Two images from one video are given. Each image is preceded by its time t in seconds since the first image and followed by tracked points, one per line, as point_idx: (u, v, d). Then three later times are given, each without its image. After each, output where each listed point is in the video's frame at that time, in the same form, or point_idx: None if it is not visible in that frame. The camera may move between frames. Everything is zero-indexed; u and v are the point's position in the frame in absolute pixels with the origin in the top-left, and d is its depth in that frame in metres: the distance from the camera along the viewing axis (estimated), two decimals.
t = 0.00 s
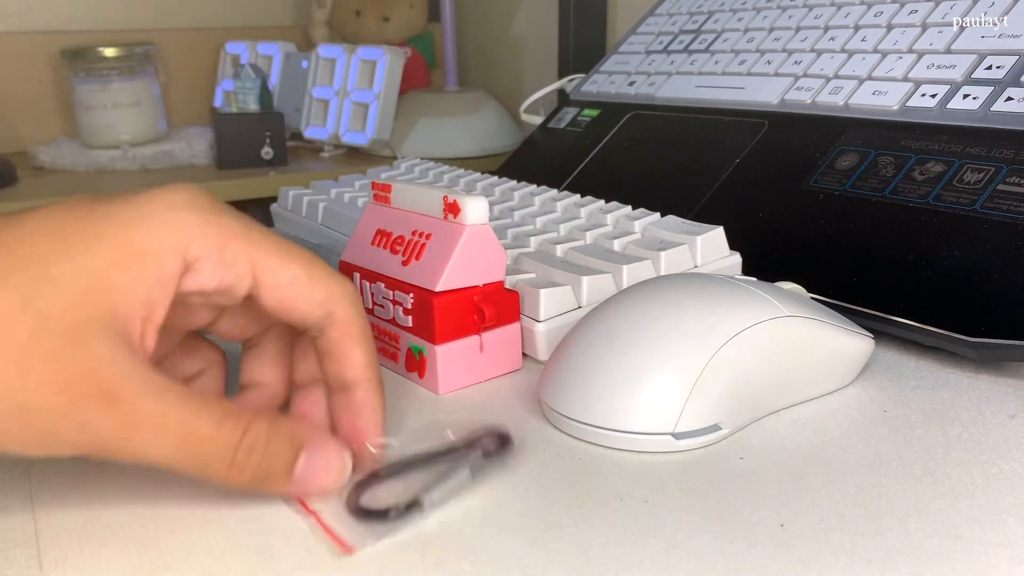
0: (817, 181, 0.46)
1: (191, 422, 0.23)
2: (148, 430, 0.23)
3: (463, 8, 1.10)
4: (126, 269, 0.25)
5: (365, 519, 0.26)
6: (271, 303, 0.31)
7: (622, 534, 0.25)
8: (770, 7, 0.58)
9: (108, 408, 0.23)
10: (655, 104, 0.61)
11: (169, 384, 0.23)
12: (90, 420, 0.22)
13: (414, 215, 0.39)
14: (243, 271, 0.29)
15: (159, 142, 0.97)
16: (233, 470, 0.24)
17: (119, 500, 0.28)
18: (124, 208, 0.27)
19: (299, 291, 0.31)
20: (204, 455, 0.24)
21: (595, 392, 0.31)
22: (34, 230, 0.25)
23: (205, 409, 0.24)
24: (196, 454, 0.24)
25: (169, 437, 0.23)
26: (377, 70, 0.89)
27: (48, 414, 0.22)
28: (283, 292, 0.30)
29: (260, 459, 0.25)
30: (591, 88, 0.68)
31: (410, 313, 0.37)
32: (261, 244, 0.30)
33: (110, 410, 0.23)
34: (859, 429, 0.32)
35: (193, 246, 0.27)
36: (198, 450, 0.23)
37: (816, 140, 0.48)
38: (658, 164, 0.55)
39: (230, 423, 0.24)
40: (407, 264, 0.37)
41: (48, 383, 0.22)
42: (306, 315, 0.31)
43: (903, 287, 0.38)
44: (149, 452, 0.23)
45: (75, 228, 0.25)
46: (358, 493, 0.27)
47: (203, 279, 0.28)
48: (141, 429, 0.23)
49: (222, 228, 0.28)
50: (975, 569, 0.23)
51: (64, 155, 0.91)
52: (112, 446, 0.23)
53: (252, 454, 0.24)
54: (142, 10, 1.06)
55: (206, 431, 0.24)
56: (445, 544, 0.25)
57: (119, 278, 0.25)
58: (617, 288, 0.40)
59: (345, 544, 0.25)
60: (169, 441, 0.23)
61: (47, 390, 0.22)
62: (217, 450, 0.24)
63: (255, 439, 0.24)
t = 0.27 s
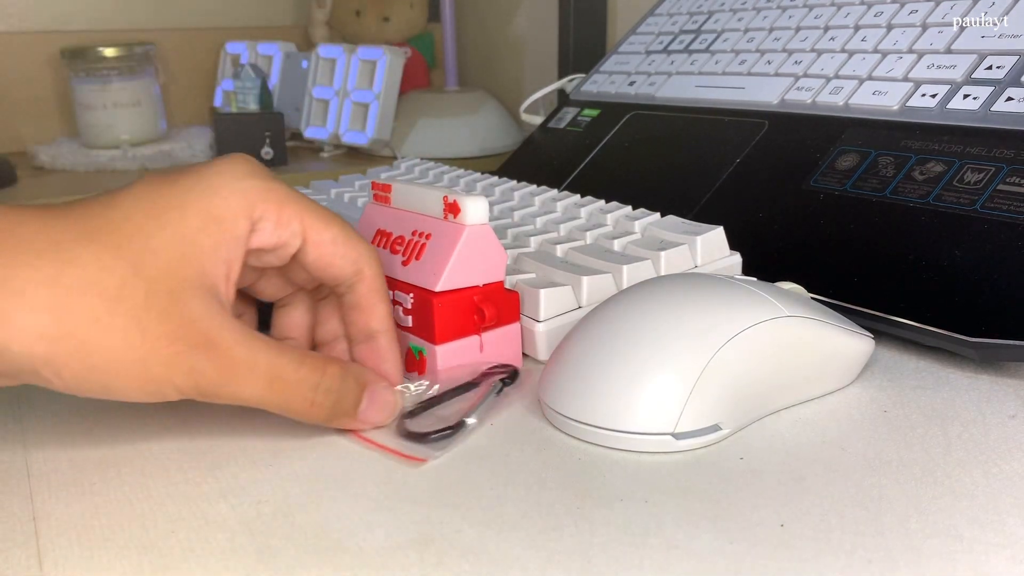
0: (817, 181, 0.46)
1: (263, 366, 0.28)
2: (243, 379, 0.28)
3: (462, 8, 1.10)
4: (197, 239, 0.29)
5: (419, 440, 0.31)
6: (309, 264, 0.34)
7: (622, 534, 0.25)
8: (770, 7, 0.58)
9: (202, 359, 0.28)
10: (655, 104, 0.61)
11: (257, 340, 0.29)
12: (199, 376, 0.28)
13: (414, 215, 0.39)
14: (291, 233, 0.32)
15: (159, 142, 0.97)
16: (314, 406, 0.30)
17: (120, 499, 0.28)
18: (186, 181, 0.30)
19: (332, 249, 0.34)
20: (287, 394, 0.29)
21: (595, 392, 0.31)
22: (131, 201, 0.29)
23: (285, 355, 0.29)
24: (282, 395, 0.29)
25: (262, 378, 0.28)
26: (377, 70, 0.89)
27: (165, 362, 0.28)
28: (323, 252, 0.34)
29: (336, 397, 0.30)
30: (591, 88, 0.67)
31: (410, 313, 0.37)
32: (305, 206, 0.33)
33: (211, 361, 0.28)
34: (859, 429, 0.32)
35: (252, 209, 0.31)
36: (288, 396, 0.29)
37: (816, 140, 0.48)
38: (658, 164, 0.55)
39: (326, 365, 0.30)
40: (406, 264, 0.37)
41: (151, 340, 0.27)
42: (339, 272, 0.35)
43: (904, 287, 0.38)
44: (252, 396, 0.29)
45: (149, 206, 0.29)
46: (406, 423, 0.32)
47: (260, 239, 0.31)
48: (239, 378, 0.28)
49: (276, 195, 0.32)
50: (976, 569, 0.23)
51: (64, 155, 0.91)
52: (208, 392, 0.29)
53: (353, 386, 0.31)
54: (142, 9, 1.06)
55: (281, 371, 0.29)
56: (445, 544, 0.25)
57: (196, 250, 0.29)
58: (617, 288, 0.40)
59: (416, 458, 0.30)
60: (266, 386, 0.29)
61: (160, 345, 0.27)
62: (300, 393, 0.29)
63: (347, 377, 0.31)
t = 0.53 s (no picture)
0: (817, 181, 0.46)
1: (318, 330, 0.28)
2: (297, 348, 0.28)
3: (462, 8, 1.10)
4: (235, 216, 0.30)
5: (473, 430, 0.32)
6: (327, 237, 0.35)
7: (622, 534, 0.25)
8: (770, 7, 0.58)
9: (257, 326, 0.27)
10: (655, 104, 0.61)
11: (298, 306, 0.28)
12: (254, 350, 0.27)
13: (415, 214, 0.39)
14: (311, 203, 0.33)
15: (159, 142, 0.97)
16: (367, 375, 0.29)
17: (119, 499, 0.28)
18: (209, 167, 0.31)
19: (345, 222, 0.34)
20: (339, 360, 0.28)
21: (595, 392, 0.31)
22: (164, 194, 0.30)
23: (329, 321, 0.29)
24: (336, 358, 0.28)
25: (314, 343, 0.28)
26: (376, 70, 0.89)
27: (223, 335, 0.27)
28: (338, 225, 0.34)
29: (390, 364, 0.30)
30: (590, 88, 0.67)
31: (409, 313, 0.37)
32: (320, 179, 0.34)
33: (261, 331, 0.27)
34: (859, 429, 0.32)
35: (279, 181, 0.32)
36: (342, 365, 0.29)
37: (816, 140, 0.48)
38: (659, 163, 0.55)
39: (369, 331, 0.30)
40: (407, 263, 0.37)
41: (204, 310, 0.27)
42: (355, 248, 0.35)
43: (904, 287, 0.38)
44: (303, 361, 0.28)
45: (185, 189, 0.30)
46: (460, 412, 0.33)
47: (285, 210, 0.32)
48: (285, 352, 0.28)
49: (301, 170, 0.33)
50: (976, 569, 0.23)
51: (64, 155, 0.91)
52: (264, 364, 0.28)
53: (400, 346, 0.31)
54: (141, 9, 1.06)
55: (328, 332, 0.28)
56: (445, 544, 0.25)
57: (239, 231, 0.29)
58: (617, 288, 0.40)
59: (492, 446, 0.31)
60: (318, 353, 0.28)
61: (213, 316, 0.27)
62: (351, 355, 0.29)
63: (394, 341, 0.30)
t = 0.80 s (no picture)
0: (817, 181, 0.46)
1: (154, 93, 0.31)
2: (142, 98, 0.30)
3: (462, 9, 1.10)
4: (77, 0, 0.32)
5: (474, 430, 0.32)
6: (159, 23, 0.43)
7: (622, 534, 0.25)
8: (770, 7, 0.58)
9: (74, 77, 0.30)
10: (655, 104, 0.61)
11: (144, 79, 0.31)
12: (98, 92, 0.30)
13: (414, 214, 0.39)
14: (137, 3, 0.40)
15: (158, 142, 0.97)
16: (180, 111, 0.32)
17: (120, 499, 0.28)
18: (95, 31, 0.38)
19: (163, 51, 0.45)
20: (162, 97, 0.31)
21: (595, 391, 0.31)
22: None
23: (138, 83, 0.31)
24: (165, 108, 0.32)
25: (119, 95, 0.30)
26: (376, 70, 0.89)
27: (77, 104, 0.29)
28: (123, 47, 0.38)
29: (199, 107, 0.33)
30: (591, 88, 0.67)
31: (410, 313, 0.37)
32: None
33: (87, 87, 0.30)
34: (859, 429, 0.32)
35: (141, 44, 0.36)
36: (166, 108, 0.32)
37: (816, 140, 0.48)
38: (658, 164, 0.55)
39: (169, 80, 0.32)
40: (407, 263, 0.37)
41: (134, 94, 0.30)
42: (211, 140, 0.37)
43: (904, 287, 0.38)
44: (128, 109, 0.30)
45: None
46: (460, 412, 0.33)
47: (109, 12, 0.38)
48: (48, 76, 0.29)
49: None
50: (975, 569, 0.23)
51: (64, 156, 0.91)
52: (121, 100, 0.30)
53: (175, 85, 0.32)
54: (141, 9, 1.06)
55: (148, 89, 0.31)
56: (445, 544, 0.25)
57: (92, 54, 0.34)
58: (617, 288, 0.40)
59: (492, 445, 0.31)
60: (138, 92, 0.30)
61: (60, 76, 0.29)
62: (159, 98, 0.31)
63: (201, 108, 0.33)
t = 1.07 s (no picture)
0: (817, 181, 0.46)
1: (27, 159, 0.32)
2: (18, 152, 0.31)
3: (462, 9, 1.10)
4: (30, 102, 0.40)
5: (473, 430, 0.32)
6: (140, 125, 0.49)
7: (622, 534, 0.25)
8: (770, 7, 0.58)
9: None
10: (655, 104, 0.61)
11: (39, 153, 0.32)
12: None
13: (414, 214, 0.39)
14: (114, 105, 0.46)
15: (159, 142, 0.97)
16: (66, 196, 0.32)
17: (120, 500, 0.28)
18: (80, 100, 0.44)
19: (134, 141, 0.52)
20: (46, 165, 0.32)
21: (594, 392, 0.31)
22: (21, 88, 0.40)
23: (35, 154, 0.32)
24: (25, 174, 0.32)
25: (20, 158, 0.31)
26: (376, 70, 0.89)
27: None
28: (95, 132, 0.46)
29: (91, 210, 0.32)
30: (591, 88, 0.67)
31: (410, 313, 0.37)
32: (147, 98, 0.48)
33: None
34: (859, 429, 0.32)
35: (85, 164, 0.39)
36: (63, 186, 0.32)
37: (817, 140, 0.48)
38: (658, 164, 0.55)
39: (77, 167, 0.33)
40: (407, 263, 0.37)
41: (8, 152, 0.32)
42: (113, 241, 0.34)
43: (904, 287, 0.38)
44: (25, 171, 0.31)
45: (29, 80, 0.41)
46: (460, 412, 0.33)
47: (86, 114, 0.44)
48: None
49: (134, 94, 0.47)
50: (975, 569, 0.23)
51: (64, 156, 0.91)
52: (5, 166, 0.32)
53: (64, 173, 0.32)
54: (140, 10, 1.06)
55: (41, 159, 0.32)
56: (446, 544, 0.25)
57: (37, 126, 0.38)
58: (617, 288, 0.40)
59: (492, 446, 0.31)
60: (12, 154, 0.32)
61: None
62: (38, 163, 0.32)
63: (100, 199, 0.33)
